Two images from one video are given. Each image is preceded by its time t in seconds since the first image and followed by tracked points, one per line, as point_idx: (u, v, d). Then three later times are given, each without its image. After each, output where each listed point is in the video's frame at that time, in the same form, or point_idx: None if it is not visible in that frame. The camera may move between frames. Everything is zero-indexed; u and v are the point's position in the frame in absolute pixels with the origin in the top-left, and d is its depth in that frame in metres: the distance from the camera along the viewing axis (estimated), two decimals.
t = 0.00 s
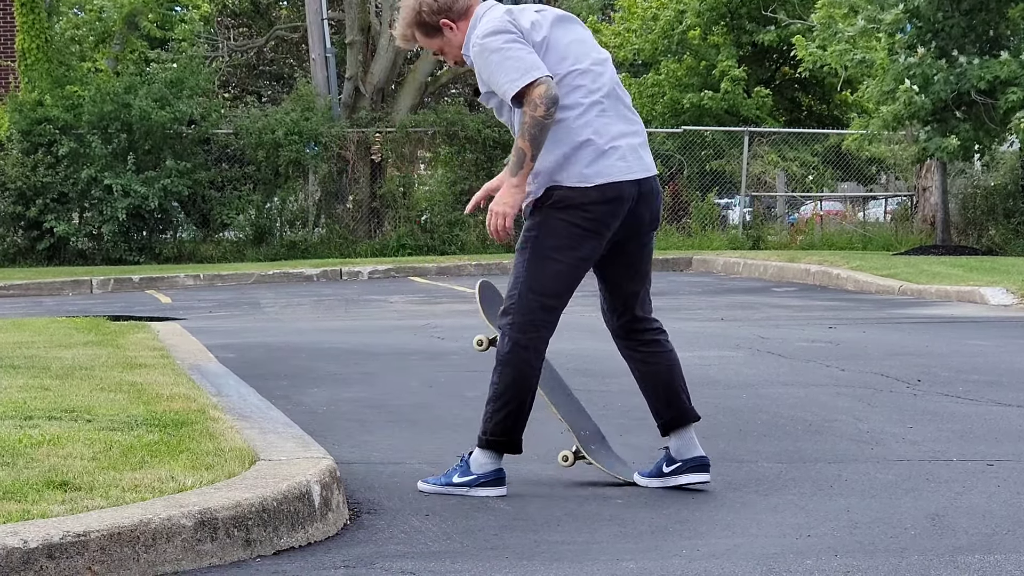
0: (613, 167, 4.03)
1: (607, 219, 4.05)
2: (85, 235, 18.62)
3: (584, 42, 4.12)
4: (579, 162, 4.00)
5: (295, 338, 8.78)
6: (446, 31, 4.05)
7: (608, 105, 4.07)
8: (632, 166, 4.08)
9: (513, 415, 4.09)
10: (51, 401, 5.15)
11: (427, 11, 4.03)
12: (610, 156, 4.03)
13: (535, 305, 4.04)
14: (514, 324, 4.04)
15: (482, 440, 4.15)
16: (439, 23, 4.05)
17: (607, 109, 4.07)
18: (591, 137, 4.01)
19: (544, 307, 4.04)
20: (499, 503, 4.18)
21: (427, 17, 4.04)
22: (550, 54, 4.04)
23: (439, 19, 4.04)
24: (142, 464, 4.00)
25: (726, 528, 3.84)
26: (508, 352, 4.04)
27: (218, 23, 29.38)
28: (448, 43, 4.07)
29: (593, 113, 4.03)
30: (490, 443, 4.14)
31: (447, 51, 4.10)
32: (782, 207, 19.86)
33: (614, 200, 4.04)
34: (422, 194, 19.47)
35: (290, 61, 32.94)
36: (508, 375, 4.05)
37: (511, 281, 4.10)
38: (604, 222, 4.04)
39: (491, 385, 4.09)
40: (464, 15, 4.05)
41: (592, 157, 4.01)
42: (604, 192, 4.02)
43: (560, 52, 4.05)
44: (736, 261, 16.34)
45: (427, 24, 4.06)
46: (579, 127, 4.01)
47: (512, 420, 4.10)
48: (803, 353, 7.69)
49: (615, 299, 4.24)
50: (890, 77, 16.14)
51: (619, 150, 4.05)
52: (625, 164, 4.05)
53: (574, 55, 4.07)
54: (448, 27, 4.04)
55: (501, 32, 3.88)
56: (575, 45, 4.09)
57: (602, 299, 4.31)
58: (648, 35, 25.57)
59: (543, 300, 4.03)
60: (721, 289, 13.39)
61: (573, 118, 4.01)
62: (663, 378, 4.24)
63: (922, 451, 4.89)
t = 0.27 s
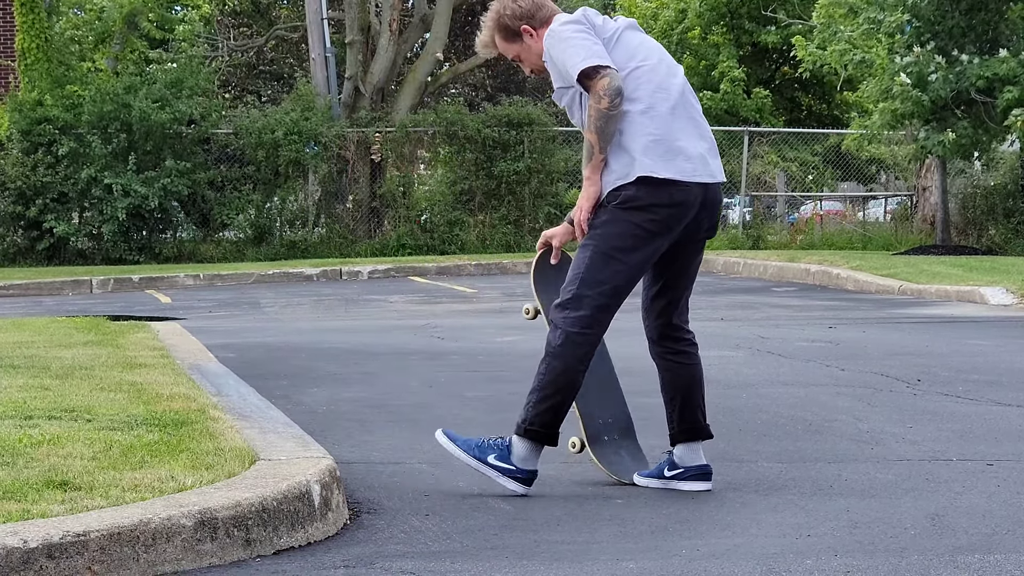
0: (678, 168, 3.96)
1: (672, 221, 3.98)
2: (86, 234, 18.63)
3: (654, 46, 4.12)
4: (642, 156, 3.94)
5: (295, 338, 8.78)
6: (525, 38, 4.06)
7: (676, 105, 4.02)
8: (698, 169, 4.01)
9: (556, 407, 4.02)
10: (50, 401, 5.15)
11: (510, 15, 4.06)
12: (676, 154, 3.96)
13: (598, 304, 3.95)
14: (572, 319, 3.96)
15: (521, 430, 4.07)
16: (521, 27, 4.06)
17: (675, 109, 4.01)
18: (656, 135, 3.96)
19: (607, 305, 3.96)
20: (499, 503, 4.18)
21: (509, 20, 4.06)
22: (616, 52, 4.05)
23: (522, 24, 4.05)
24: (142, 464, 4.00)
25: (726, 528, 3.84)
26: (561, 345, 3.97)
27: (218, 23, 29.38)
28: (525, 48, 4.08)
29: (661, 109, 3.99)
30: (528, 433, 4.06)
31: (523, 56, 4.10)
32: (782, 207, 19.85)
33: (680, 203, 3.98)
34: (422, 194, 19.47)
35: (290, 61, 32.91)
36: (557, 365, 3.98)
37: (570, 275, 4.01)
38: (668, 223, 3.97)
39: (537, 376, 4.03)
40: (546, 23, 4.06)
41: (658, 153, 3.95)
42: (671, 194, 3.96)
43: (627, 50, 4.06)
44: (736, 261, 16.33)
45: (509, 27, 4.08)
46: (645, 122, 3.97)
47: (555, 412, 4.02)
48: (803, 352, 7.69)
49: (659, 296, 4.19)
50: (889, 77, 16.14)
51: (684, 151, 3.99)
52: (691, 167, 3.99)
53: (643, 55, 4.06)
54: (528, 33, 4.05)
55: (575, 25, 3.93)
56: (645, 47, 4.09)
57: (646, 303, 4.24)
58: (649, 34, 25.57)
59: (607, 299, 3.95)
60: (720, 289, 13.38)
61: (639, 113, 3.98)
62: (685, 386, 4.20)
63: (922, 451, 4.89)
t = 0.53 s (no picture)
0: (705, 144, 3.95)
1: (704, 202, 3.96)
2: (86, 235, 18.63)
3: (662, 35, 4.14)
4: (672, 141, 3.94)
5: (295, 339, 8.78)
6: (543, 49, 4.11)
7: (697, 88, 4.03)
8: (726, 149, 4.02)
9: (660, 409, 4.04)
10: (50, 401, 5.15)
11: (525, 29, 4.13)
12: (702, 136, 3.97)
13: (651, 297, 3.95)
14: (633, 318, 3.97)
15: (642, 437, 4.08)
16: (537, 40, 4.12)
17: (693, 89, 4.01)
18: (679, 116, 3.96)
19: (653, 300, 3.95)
20: (499, 503, 4.18)
21: (525, 34, 4.12)
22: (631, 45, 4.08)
23: (538, 37, 4.11)
24: (142, 464, 4.00)
25: (725, 528, 3.84)
26: (635, 346, 3.99)
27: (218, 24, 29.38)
28: (544, 61, 4.12)
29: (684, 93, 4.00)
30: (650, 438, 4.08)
31: (544, 69, 4.14)
32: (782, 208, 19.77)
33: (713, 181, 3.96)
34: (422, 195, 19.47)
35: (290, 61, 32.90)
36: (648, 368, 3.99)
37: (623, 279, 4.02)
38: (702, 206, 3.95)
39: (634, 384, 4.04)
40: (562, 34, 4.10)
41: (685, 136, 3.95)
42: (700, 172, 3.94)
43: (642, 43, 4.09)
44: (736, 261, 16.34)
45: (526, 44, 4.14)
46: (668, 106, 3.98)
47: (662, 413, 4.04)
48: (803, 353, 7.70)
49: (684, 294, 4.19)
50: (889, 77, 16.14)
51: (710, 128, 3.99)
52: (719, 146, 3.99)
53: (658, 45, 4.10)
54: (545, 45, 4.10)
55: (576, 32, 3.98)
56: (658, 39, 4.13)
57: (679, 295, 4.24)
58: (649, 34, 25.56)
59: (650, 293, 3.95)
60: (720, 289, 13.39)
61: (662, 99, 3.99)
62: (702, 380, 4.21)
63: (922, 451, 4.89)
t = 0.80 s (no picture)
0: (722, 139, 3.89)
1: (728, 201, 3.91)
2: (86, 235, 18.62)
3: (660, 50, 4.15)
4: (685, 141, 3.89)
5: (295, 339, 8.78)
6: (543, 106, 4.15)
7: (701, 86, 3.99)
8: (742, 141, 3.95)
9: (687, 413, 4.02)
10: (50, 401, 5.15)
11: (521, 93, 4.19)
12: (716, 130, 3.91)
13: (676, 304, 3.93)
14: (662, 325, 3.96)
15: (664, 444, 4.09)
16: (536, 98, 4.17)
17: (702, 88, 3.98)
18: (691, 116, 3.92)
19: (680, 305, 3.93)
20: (498, 503, 4.18)
21: (524, 96, 4.19)
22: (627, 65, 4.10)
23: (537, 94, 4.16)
24: (142, 464, 4.00)
25: (725, 529, 3.84)
26: (668, 352, 3.96)
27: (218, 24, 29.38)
28: (547, 117, 4.16)
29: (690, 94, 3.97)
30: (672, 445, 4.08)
31: (550, 126, 4.17)
32: (782, 208, 19.83)
33: (734, 178, 3.91)
34: (422, 195, 19.47)
35: (290, 61, 32.89)
36: (673, 373, 3.96)
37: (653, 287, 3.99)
38: (725, 206, 3.91)
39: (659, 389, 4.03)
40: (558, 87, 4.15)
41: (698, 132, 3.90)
42: (720, 170, 3.90)
43: (638, 59, 4.10)
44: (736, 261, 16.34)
45: (527, 108, 4.19)
46: (676, 109, 3.95)
47: (686, 418, 4.03)
48: (803, 353, 7.69)
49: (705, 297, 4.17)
50: (888, 77, 16.13)
51: (724, 122, 3.94)
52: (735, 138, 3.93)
53: (656, 57, 4.10)
54: (545, 102, 4.15)
55: (571, 72, 4.03)
56: (654, 52, 4.13)
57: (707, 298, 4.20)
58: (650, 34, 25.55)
59: (677, 298, 3.93)
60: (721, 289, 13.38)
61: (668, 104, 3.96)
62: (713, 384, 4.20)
63: (922, 451, 4.89)
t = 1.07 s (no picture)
0: (727, 138, 3.89)
1: (735, 200, 3.91)
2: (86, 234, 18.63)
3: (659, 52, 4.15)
4: (691, 142, 3.89)
5: (295, 338, 8.79)
6: (547, 123, 4.16)
7: (703, 86, 3.99)
8: (747, 140, 3.95)
9: (690, 413, 4.02)
10: (50, 401, 5.14)
11: (522, 113, 4.19)
12: (721, 129, 3.90)
13: (685, 305, 3.93)
14: (670, 325, 3.95)
15: (665, 444, 4.08)
16: (538, 116, 4.17)
17: (705, 89, 3.99)
18: (695, 116, 3.92)
19: (688, 305, 3.93)
20: (499, 502, 4.18)
21: (527, 116, 4.18)
22: (627, 71, 4.10)
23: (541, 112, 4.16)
24: (142, 464, 4.00)
25: (725, 528, 3.84)
26: (672, 352, 3.96)
27: (218, 23, 29.39)
28: (551, 133, 4.17)
29: (692, 95, 3.97)
30: (673, 445, 4.08)
31: (557, 143, 4.18)
32: (782, 207, 19.85)
33: (739, 178, 3.91)
34: (422, 194, 19.46)
35: (290, 60, 32.90)
36: (680, 374, 3.96)
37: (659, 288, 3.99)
38: (732, 205, 3.91)
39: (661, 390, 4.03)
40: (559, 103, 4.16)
41: (702, 132, 3.90)
42: (727, 169, 3.90)
43: (639, 63, 4.10)
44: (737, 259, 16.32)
45: (530, 127, 4.19)
46: (679, 110, 3.95)
47: (688, 418, 4.03)
48: (803, 352, 7.70)
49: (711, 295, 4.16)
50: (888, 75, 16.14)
51: (730, 121, 3.94)
52: (741, 136, 3.93)
53: (656, 60, 4.10)
54: (548, 119, 4.16)
55: (571, 81, 4.03)
56: (654, 56, 4.14)
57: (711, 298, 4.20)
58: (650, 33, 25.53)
59: (685, 298, 3.93)
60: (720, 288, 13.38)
61: (671, 107, 3.97)
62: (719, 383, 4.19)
63: (922, 450, 4.90)
